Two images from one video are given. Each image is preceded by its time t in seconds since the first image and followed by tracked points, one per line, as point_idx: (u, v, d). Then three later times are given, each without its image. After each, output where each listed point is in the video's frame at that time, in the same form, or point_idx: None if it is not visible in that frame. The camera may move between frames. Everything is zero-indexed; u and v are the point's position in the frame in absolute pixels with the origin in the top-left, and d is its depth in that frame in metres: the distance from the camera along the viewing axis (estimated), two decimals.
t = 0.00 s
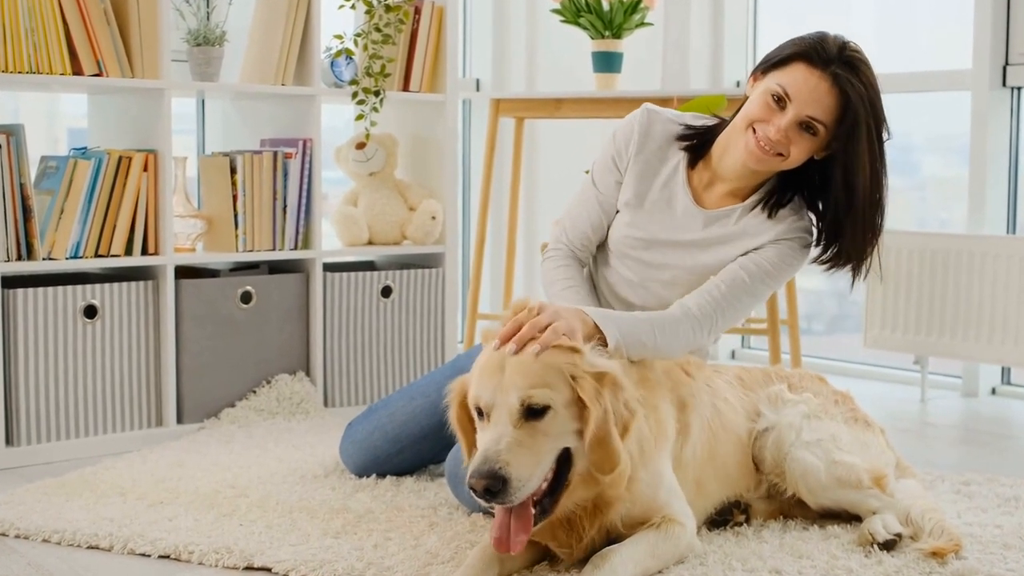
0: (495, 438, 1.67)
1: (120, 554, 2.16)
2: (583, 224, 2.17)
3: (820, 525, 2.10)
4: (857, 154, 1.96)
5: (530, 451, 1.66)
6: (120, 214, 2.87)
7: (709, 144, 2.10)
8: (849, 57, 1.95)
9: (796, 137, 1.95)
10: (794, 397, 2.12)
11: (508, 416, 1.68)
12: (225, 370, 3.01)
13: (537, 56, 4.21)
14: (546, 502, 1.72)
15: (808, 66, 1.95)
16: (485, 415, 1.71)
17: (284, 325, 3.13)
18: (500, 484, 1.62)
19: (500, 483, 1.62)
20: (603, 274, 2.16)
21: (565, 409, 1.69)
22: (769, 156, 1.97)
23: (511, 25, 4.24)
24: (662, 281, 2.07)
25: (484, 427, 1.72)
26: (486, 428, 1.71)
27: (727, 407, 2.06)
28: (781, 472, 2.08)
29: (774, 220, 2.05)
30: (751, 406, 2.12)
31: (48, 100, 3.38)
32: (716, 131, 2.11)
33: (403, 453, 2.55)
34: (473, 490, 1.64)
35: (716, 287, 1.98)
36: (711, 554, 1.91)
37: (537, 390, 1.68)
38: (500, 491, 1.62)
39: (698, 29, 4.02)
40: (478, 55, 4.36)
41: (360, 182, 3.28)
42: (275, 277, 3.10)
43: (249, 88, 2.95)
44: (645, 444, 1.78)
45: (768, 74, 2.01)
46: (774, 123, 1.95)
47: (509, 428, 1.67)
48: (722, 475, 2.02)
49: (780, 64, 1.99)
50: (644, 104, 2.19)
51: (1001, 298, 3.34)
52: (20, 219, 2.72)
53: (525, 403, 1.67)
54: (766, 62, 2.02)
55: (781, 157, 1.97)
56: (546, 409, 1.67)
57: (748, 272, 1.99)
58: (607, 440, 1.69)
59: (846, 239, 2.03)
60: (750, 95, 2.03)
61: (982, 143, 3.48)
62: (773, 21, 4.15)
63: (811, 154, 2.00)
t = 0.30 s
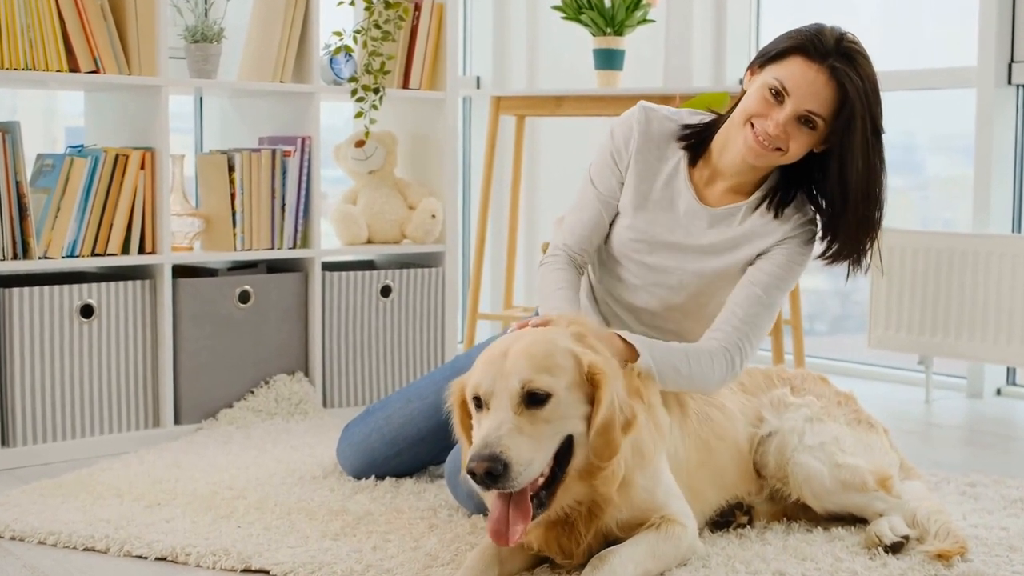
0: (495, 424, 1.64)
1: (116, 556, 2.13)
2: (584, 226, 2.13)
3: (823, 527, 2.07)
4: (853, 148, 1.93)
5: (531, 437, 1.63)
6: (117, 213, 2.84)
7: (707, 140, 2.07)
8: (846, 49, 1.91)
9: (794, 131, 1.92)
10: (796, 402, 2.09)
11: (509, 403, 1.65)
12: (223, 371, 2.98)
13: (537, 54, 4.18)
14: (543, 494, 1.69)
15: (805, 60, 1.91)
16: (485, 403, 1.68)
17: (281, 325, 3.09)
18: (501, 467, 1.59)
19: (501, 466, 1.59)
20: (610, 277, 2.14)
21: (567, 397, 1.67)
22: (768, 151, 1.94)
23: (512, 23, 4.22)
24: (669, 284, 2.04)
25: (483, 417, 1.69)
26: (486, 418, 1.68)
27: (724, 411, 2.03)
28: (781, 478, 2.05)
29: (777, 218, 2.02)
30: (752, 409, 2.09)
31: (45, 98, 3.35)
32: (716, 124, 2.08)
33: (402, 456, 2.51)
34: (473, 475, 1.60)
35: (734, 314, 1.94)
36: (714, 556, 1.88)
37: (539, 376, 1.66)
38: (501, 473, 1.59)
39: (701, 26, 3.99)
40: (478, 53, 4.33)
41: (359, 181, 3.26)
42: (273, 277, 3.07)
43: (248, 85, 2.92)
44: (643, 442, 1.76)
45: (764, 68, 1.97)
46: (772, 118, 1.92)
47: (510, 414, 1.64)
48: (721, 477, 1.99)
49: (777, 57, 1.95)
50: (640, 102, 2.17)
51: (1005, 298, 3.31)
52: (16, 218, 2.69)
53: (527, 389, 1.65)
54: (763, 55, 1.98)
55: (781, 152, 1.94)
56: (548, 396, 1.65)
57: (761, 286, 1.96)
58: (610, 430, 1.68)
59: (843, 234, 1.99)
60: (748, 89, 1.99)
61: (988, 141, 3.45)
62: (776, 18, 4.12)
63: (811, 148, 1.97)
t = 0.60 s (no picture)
0: (494, 410, 1.62)
1: (111, 559, 2.10)
2: (576, 212, 2.14)
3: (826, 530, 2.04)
4: (857, 147, 1.88)
5: (528, 430, 1.61)
6: (113, 212, 2.81)
7: (709, 134, 2.04)
8: (857, 49, 1.87)
9: (802, 132, 1.89)
10: (800, 403, 2.03)
11: (510, 390, 1.63)
12: (219, 372, 2.95)
13: (538, 52, 4.15)
14: (530, 490, 1.66)
15: (815, 60, 1.88)
16: (486, 387, 1.66)
17: (279, 326, 3.06)
18: (494, 454, 1.57)
19: (494, 452, 1.57)
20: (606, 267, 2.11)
21: (569, 398, 1.64)
22: (775, 150, 1.92)
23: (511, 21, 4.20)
24: (665, 275, 2.02)
25: (481, 401, 1.67)
26: (484, 402, 1.66)
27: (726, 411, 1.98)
28: (783, 480, 2.01)
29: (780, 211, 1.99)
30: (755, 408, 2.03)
31: (42, 97, 3.32)
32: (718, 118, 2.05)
33: (401, 457, 2.49)
34: (465, 455, 1.59)
35: (754, 336, 1.95)
36: (716, 559, 1.85)
37: (545, 369, 1.63)
38: (493, 459, 1.57)
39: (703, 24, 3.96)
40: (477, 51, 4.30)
41: (358, 180, 3.23)
42: (271, 278, 3.04)
43: (246, 83, 2.89)
44: (641, 442, 1.71)
45: (772, 65, 1.93)
46: (780, 118, 1.89)
47: (510, 402, 1.62)
48: (724, 478, 1.96)
49: (786, 55, 1.91)
50: (641, 92, 2.11)
51: (1010, 298, 3.28)
52: (10, 218, 2.66)
53: (532, 381, 1.63)
54: (771, 51, 1.94)
55: (787, 152, 1.92)
56: (552, 391, 1.63)
57: (775, 303, 1.96)
58: (608, 441, 1.63)
59: (844, 232, 1.95)
60: (754, 85, 1.96)
61: (993, 139, 3.42)
62: (778, 15, 4.08)
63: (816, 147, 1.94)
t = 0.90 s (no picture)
0: (503, 390, 1.59)
1: (105, 561, 2.07)
2: (571, 208, 2.08)
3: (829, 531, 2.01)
4: (869, 147, 1.87)
5: (538, 408, 1.59)
6: (108, 210, 2.78)
7: (712, 127, 2.02)
8: (862, 50, 1.85)
9: (806, 134, 1.86)
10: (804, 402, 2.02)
11: (517, 369, 1.60)
12: (214, 373, 2.92)
13: (537, 50, 4.13)
14: (540, 472, 1.63)
15: (820, 62, 1.84)
16: (490, 370, 1.63)
17: (276, 326, 3.04)
18: (507, 432, 1.54)
19: (507, 430, 1.54)
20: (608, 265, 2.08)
21: (575, 375, 1.62)
22: (780, 150, 1.89)
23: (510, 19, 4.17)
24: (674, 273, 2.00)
25: (486, 384, 1.63)
26: (489, 385, 1.63)
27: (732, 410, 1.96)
28: (785, 479, 1.98)
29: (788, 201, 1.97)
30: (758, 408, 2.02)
31: (38, 93, 3.29)
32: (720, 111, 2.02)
33: (398, 459, 2.46)
34: (477, 436, 1.56)
35: (785, 343, 1.96)
36: (718, 561, 1.82)
37: (550, 348, 1.61)
38: (507, 438, 1.54)
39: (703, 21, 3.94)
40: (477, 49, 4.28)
41: (355, 178, 3.20)
42: (267, 278, 3.01)
43: (242, 81, 2.86)
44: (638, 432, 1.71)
45: (775, 63, 1.89)
46: (785, 121, 1.86)
47: (518, 381, 1.59)
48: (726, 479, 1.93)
49: (789, 54, 1.87)
50: (641, 88, 2.08)
51: (1014, 298, 3.25)
52: (4, 217, 2.63)
53: (538, 360, 1.60)
54: (775, 49, 1.90)
55: (791, 151, 1.89)
56: (559, 369, 1.60)
57: (797, 304, 1.96)
58: (599, 418, 1.63)
59: (852, 231, 1.94)
60: (757, 81, 1.92)
61: (997, 137, 3.39)
62: (780, 13, 4.06)
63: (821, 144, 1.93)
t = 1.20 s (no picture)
0: (510, 381, 1.57)
1: (100, 564, 2.05)
2: (579, 212, 2.03)
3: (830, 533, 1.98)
4: (870, 160, 1.87)
5: (547, 397, 1.57)
6: (104, 209, 2.76)
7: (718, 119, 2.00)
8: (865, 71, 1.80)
9: (797, 146, 1.85)
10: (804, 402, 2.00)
11: (523, 361, 1.58)
12: (210, 375, 2.90)
13: (537, 48, 4.10)
14: (553, 464, 1.62)
15: (820, 80, 1.80)
16: (495, 364, 1.61)
17: (273, 326, 3.01)
18: (518, 420, 1.53)
19: (518, 418, 1.53)
20: (612, 264, 2.06)
21: (581, 362, 1.61)
22: (770, 155, 1.88)
23: (509, 17, 4.15)
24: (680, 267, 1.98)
25: (492, 378, 1.61)
26: (495, 380, 1.61)
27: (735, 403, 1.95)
28: (783, 483, 1.96)
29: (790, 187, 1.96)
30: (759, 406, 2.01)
31: (35, 92, 3.26)
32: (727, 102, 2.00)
33: (393, 460, 2.43)
34: (489, 426, 1.54)
35: (808, 325, 2.00)
36: (719, 564, 1.80)
37: (554, 337, 1.59)
38: (518, 426, 1.53)
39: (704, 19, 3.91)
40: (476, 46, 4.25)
41: (353, 177, 3.18)
42: (264, 278, 2.99)
43: (239, 79, 2.84)
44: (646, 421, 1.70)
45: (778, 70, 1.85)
46: (777, 132, 1.84)
47: (525, 371, 1.58)
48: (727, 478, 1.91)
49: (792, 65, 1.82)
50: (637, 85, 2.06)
51: (1018, 298, 3.22)
52: None
53: (543, 350, 1.58)
54: (781, 54, 1.85)
55: (782, 157, 1.88)
56: (564, 357, 1.59)
57: (813, 288, 1.98)
58: (621, 400, 1.60)
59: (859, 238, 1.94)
60: (759, 82, 1.88)
61: (1000, 136, 3.36)
62: (781, 11, 4.03)
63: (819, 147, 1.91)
